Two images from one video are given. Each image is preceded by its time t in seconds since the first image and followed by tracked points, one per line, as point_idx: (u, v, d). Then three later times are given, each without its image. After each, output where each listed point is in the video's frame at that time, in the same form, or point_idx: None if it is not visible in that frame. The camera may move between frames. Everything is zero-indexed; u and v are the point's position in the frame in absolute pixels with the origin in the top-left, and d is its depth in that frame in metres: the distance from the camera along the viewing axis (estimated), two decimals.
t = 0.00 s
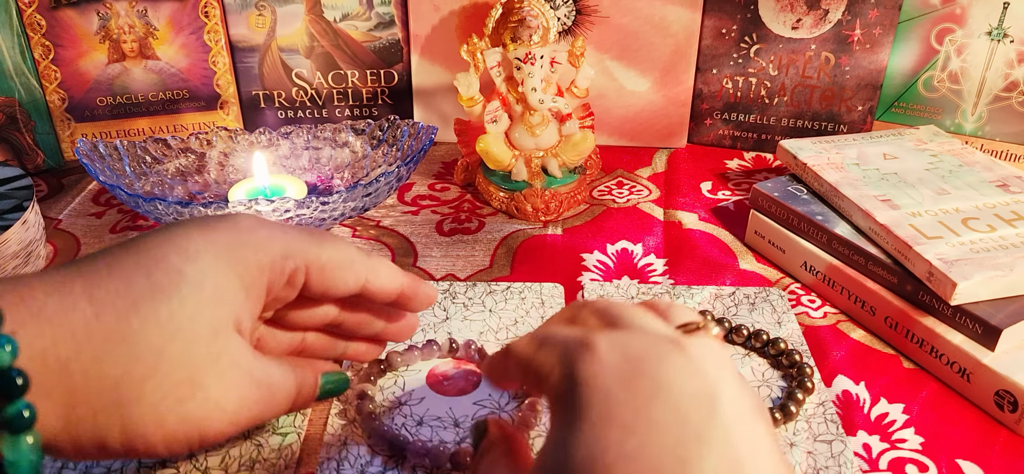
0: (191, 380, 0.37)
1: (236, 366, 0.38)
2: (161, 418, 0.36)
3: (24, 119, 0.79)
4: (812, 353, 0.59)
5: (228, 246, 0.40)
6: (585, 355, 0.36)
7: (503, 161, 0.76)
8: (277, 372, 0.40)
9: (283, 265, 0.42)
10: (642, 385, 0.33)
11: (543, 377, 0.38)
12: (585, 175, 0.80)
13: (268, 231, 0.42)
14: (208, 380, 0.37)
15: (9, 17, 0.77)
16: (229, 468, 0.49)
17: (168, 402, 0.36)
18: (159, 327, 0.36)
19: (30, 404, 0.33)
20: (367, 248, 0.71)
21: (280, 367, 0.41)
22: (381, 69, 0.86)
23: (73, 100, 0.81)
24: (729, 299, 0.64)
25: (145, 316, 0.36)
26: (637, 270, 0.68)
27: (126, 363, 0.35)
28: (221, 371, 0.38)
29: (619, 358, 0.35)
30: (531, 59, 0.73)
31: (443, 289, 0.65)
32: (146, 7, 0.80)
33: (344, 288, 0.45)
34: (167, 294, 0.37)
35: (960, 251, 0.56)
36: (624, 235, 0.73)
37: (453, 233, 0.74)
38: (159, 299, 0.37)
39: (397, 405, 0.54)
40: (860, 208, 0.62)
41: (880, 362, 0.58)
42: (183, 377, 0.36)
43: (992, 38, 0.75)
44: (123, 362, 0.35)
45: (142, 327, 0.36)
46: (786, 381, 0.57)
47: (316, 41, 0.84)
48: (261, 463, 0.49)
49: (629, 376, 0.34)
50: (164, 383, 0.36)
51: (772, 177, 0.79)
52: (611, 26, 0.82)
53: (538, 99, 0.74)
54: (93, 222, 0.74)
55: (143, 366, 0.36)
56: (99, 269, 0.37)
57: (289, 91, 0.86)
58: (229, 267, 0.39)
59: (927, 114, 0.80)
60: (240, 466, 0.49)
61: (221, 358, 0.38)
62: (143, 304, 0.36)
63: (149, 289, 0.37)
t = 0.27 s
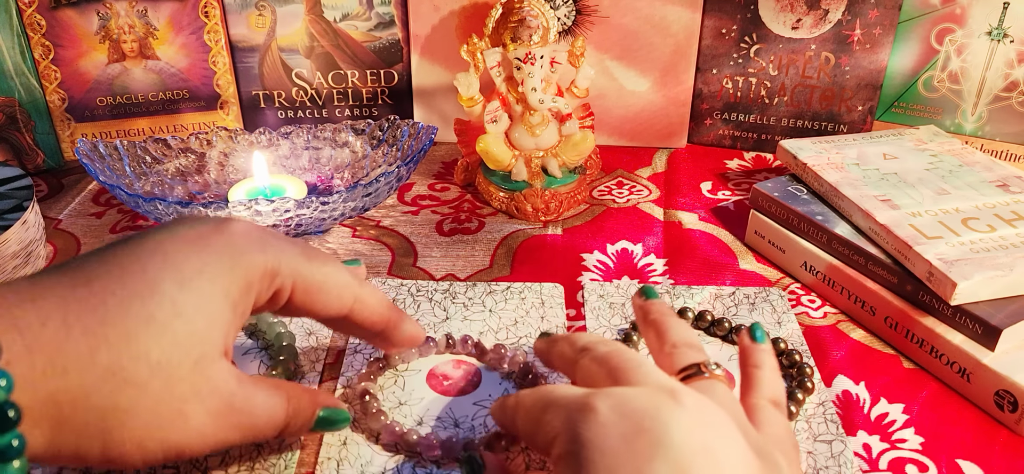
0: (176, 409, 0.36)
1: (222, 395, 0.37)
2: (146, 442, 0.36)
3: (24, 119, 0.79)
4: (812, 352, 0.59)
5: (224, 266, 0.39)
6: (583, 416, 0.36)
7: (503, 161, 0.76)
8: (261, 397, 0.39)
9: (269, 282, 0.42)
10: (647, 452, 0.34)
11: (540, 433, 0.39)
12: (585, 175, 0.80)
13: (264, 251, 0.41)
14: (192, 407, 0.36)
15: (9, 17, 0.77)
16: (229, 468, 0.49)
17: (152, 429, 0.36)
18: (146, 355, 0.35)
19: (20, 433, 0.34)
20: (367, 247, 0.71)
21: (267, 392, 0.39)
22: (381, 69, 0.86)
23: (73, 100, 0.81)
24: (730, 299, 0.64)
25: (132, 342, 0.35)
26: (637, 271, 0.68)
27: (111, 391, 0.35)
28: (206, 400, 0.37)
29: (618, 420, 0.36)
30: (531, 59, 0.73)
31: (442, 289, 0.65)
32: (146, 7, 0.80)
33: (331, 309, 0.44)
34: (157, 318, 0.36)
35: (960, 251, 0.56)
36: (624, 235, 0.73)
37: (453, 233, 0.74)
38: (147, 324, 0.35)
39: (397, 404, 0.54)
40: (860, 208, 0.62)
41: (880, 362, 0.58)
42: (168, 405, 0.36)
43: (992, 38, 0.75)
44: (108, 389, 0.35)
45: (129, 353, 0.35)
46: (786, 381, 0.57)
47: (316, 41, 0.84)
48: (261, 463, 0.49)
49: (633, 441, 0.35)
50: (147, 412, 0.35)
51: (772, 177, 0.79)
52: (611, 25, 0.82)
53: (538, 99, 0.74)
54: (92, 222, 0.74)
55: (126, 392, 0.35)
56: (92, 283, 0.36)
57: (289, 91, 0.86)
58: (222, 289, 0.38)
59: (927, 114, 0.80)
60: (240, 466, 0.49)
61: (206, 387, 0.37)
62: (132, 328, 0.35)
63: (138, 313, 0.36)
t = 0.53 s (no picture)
0: (178, 417, 0.36)
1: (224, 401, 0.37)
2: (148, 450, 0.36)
3: (24, 119, 0.79)
4: (812, 352, 0.59)
5: (226, 278, 0.39)
6: (591, 426, 0.37)
7: (503, 161, 0.76)
8: (260, 401, 0.39)
9: (272, 294, 0.42)
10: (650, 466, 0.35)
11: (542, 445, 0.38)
12: (585, 175, 0.80)
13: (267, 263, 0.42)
14: (193, 415, 0.36)
15: (9, 17, 0.77)
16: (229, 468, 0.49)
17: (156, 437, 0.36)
18: (149, 363, 0.35)
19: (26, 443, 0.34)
20: (367, 247, 0.71)
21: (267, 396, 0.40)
22: (381, 69, 0.86)
23: (73, 100, 0.81)
24: (730, 299, 0.64)
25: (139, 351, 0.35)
26: (637, 270, 0.68)
27: (113, 399, 0.35)
28: (208, 407, 0.37)
29: (622, 431, 0.36)
30: (531, 59, 0.73)
31: (443, 289, 0.65)
32: (146, 7, 0.80)
33: (337, 292, 0.45)
34: (161, 328, 0.36)
35: (960, 251, 0.56)
36: (624, 235, 0.73)
37: (453, 233, 0.74)
38: (151, 334, 0.36)
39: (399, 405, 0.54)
40: (860, 209, 0.62)
41: (880, 362, 0.58)
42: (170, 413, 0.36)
43: (992, 38, 0.75)
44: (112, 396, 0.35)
45: (133, 362, 0.35)
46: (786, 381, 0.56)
47: (316, 41, 0.84)
48: (261, 463, 0.49)
49: (635, 453, 0.35)
50: (150, 419, 0.35)
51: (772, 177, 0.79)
52: (611, 25, 0.82)
53: (538, 99, 0.74)
54: (93, 222, 0.74)
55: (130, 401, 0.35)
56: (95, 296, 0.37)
57: (289, 91, 0.86)
58: (225, 298, 0.39)
59: (927, 114, 0.80)
60: (240, 466, 0.49)
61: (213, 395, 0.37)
62: (137, 338, 0.35)
63: (142, 324, 0.36)
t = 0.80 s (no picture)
0: (177, 423, 0.36)
1: (222, 407, 0.37)
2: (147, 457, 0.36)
3: (24, 119, 0.79)
4: (812, 352, 0.59)
5: (228, 284, 0.40)
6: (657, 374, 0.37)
7: (503, 161, 0.76)
8: (261, 409, 0.38)
9: (271, 300, 0.42)
10: (704, 412, 0.35)
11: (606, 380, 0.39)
12: (585, 175, 0.80)
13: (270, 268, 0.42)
14: (193, 421, 0.36)
15: (9, 17, 0.77)
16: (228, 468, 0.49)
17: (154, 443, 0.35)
18: (147, 369, 0.35)
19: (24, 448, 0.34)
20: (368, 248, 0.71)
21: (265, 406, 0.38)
22: (381, 69, 0.86)
23: (73, 99, 0.81)
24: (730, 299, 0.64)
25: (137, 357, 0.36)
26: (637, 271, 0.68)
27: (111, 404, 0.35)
28: (207, 413, 0.36)
29: (685, 379, 0.37)
30: (531, 59, 0.73)
31: (443, 289, 0.65)
32: (146, 7, 0.80)
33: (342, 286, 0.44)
34: (159, 334, 0.36)
35: (960, 251, 0.56)
36: (624, 235, 0.73)
37: (453, 233, 0.74)
38: (150, 339, 0.36)
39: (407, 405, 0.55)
40: (860, 209, 0.62)
41: (880, 362, 0.58)
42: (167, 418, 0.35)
43: (992, 38, 0.75)
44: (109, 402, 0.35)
45: (131, 367, 0.35)
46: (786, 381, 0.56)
47: (316, 41, 0.84)
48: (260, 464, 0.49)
49: (694, 399, 0.36)
50: (148, 425, 0.35)
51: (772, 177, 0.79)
52: (611, 25, 0.82)
53: (538, 99, 0.74)
54: (92, 222, 0.74)
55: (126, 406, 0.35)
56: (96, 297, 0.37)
57: (289, 91, 0.86)
58: (224, 305, 0.39)
59: (927, 114, 0.80)
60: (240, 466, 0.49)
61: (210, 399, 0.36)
62: (136, 344, 0.36)
63: (141, 330, 0.36)
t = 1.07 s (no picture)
0: (193, 423, 0.36)
1: (236, 408, 0.37)
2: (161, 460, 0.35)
3: (24, 119, 0.79)
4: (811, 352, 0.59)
5: (237, 283, 0.40)
6: (845, 289, 0.38)
7: (503, 161, 0.76)
8: (276, 411, 0.38)
9: (282, 294, 0.42)
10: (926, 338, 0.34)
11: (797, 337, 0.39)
12: (585, 175, 0.80)
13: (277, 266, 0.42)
14: (210, 419, 0.36)
15: (9, 17, 0.77)
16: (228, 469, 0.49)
17: (170, 445, 0.35)
18: (164, 370, 0.35)
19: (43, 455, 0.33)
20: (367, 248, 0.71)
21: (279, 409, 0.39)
22: (381, 69, 0.86)
23: (73, 100, 0.81)
24: (729, 299, 0.64)
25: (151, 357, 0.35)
26: (637, 271, 0.69)
27: (129, 404, 0.34)
28: (223, 413, 0.37)
29: (889, 301, 0.36)
30: (531, 59, 0.74)
31: (442, 289, 0.65)
32: (146, 8, 0.80)
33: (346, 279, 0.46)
34: (173, 335, 0.36)
35: (960, 251, 0.56)
36: (624, 235, 0.73)
37: (453, 233, 0.74)
38: (165, 341, 0.36)
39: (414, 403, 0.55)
40: (860, 208, 0.62)
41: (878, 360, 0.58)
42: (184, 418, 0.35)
43: (992, 38, 0.75)
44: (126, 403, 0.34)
45: (147, 368, 0.35)
46: (786, 381, 0.56)
47: (316, 41, 0.84)
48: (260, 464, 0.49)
49: (900, 319, 0.35)
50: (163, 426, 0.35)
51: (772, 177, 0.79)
52: (611, 25, 0.82)
53: (538, 99, 0.74)
54: (92, 222, 0.74)
55: (145, 407, 0.35)
56: (98, 298, 0.37)
57: (289, 91, 0.86)
58: (236, 308, 0.39)
59: (927, 114, 0.80)
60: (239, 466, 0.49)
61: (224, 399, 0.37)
62: (150, 345, 0.36)
63: (154, 332, 0.36)
